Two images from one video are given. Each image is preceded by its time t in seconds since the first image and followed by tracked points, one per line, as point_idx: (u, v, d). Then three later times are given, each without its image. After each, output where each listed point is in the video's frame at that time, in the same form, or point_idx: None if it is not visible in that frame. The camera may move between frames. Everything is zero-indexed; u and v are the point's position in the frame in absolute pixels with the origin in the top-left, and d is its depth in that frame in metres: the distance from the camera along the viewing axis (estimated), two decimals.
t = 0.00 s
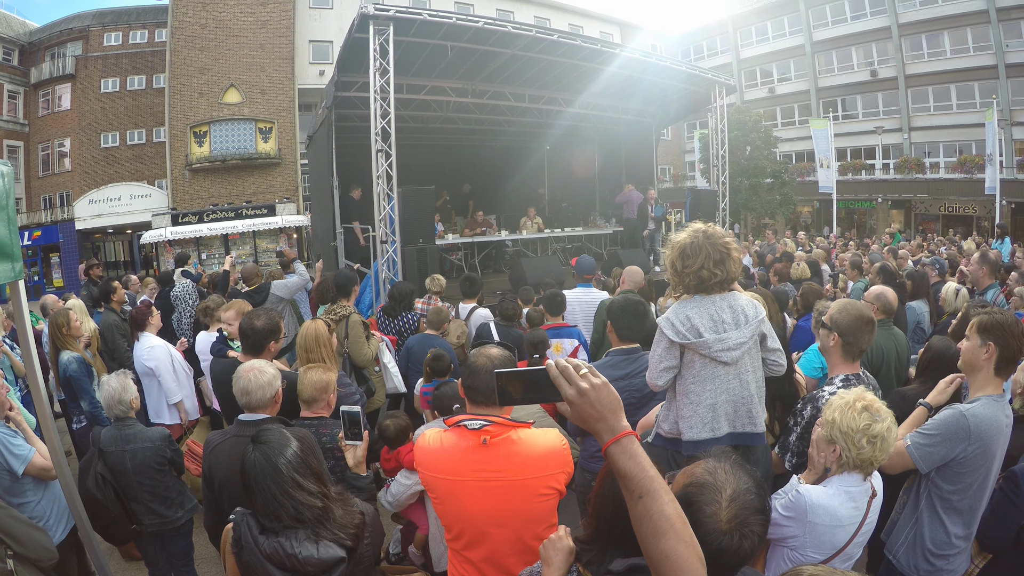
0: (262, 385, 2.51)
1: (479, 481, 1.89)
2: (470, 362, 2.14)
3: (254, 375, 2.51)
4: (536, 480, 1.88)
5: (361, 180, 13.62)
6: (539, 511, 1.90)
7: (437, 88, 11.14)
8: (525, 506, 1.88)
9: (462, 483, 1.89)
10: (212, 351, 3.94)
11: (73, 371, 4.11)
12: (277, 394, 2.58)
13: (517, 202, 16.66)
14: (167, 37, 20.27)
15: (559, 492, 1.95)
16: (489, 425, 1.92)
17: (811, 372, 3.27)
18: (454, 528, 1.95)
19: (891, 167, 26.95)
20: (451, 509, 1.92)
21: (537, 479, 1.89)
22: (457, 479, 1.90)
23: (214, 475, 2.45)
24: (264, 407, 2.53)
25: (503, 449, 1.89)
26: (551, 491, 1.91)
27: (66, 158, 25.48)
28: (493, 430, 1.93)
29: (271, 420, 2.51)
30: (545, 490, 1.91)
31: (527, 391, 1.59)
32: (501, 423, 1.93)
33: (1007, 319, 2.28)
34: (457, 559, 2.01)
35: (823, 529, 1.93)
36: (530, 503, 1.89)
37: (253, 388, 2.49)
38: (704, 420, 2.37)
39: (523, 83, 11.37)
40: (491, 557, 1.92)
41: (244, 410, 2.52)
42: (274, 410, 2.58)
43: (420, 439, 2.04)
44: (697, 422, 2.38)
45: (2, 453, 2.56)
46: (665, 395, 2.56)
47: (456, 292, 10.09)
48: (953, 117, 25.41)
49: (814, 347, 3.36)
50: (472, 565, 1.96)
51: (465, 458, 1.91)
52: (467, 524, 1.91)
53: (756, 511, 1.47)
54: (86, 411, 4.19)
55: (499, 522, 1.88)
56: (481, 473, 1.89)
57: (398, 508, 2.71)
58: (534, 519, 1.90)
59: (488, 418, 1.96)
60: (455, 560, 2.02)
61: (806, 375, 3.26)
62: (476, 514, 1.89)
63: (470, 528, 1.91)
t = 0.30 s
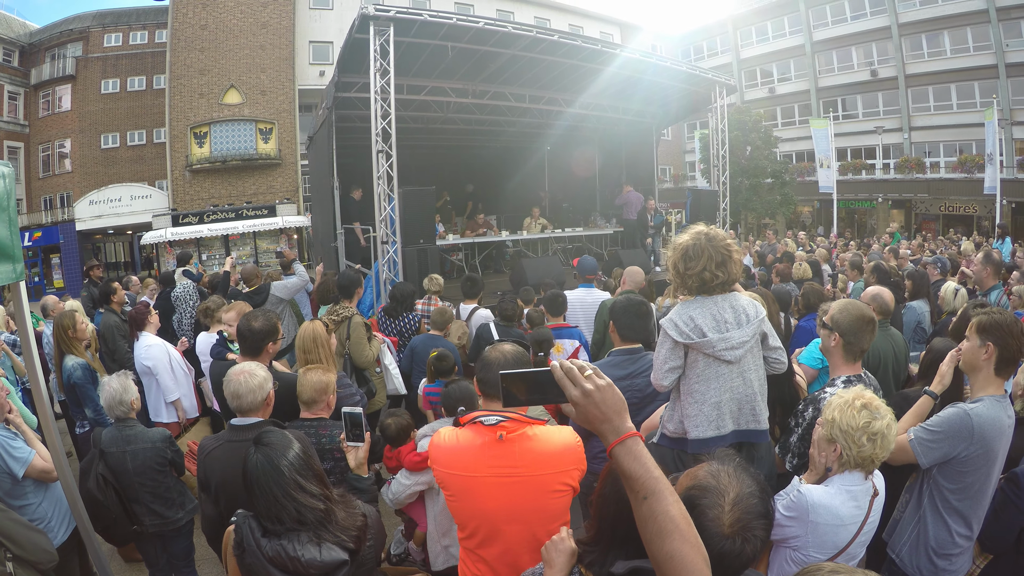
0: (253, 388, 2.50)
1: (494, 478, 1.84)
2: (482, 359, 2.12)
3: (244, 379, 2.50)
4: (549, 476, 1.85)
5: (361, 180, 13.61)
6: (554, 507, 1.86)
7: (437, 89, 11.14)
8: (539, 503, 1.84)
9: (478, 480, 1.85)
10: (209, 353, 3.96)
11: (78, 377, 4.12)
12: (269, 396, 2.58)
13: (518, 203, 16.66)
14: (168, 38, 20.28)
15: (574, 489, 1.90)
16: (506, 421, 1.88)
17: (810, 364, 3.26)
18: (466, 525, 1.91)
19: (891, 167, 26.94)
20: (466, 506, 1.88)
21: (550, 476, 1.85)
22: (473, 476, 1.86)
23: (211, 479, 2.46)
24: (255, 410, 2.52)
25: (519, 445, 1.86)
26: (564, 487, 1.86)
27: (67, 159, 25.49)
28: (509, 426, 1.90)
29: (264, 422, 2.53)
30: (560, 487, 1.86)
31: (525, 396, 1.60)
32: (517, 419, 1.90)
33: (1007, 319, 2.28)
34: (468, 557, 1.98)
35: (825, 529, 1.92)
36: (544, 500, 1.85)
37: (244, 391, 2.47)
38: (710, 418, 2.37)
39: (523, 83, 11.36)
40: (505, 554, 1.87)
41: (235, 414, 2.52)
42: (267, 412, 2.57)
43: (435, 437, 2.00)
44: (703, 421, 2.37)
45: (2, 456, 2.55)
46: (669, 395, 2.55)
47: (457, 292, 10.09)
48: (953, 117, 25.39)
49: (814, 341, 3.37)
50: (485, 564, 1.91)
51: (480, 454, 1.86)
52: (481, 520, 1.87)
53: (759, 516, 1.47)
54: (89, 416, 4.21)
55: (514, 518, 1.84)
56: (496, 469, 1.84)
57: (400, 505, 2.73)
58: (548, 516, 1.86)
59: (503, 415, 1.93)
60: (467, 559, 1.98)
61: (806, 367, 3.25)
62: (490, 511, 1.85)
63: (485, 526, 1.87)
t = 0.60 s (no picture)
0: (244, 388, 2.50)
1: (500, 479, 1.84)
2: (487, 359, 2.12)
3: (235, 378, 2.50)
4: (555, 475, 1.85)
5: (362, 180, 13.60)
6: (558, 506, 1.86)
7: (437, 89, 11.15)
8: (545, 502, 1.84)
9: (484, 481, 1.85)
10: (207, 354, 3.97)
11: (81, 386, 4.13)
12: (260, 395, 2.57)
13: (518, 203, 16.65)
14: (168, 38, 20.28)
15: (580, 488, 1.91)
16: (513, 422, 1.88)
17: (810, 363, 3.27)
18: (471, 524, 1.91)
19: (892, 167, 26.92)
20: (471, 506, 1.88)
21: (556, 475, 1.85)
22: (478, 476, 1.85)
23: (206, 480, 2.46)
24: (247, 410, 2.52)
25: (526, 445, 1.86)
26: (569, 486, 1.87)
27: (67, 159, 25.50)
28: (516, 427, 1.89)
29: (256, 421, 2.53)
30: (565, 486, 1.87)
31: (528, 396, 1.59)
32: (524, 419, 1.90)
33: (1006, 319, 2.28)
34: (474, 557, 1.98)
35: (834, 531, 1.91)
36: (550, 498, 1.85)
37: (233, 391, 2.48)
38: (711, 415, 2.36)
39: (523, 83, 11.36)
40: (512, 554, 1.87)
41: (227, 414, 2.52)
42: (260, 411, 2.57)
43: (440, 438, 1.99)
44: (704, 418, 2.37)
45: (2, 457, 2.56)
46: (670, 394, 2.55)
47: (458, 292, 10.10)
48: (953, 116, 25.38)
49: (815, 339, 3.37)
50: (491, 564, 1.92)
51: (488, 454, 1.86)
52: (487, 519, 1.87)
53: (761, 519, 1.47)
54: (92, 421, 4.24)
55: (518, 517, 1.84)
56: (502, 471, 1.84)
57: (400, 505, 2.73)
58: (553, 515, 1.86)
59: (509, 415, 1.93)
60: (472, 558, 1.98)
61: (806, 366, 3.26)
62: (496, 510, 1.84)
63: (492, 526, 1.86)
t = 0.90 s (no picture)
0: (238, 385, 2.49)
1: (499, 480, 1.83)
2: (487, 358, 2.11)
3: (230, 376, 2.50)
4: (553, 475, 1.85)
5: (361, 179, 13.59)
6: (557, 506, 1.86)
7: (436, 88, 11.14)
8: (543, 502, 1.84)
9: (481, 483, 1.84)
10: (199, 352, 3.96)
11: (81, 387, 4.12)
12: (256, 393, 2.57)
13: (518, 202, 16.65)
14: (167, 36, 20.26)
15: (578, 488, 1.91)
16: (512, 423, 1.88)
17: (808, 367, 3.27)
18: (469, 524, 1.91)
19: (891, 167, 26.94)
20: (470, 506, 1.87)
21: (555, 475, 1.85)
22: (476, 477, 1.85)
23: (203, 477, 2.46)
24: (243, 407, 2.52)
25: (525, 446, 1.86)
26: (569, 485, 1.87)
27: (66, 158, 25.49)
28: (515, 428, 1.89)
29: (253, 419, 2.52)
30: (564, 485, 1.86)
31: (525, 394, 1.59)
32: (523, 420, 1.89)
33: (1004, 320, 2.28)
34: (473, 557, 1.98)
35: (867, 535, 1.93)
36: (550, 499, 1.85)
37: (229, 388, 2.47)
38: (709, 415, 2.36)
39: (522, 82, 11.35)
40: (510, 554, 1.87)
41: (226, 410, 2.52)
42: (256, 410, 2.57)
43: (437, 439, 1.99)
44: (702, 417, 2.37)
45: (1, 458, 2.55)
46: (669, 394, 2.55)
47: (458, 292, 10.09)
48: (953, 116, 25.40)
49: (813, 341, 3.37)
50: (489, 563, 1.91)
51: (485, 456, 1.86)
52: (485, 519, 1.86)
53: (758, 519, 1.47)
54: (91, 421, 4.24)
55: (517, 518, 1.84)
56: (501, 471, 1.84)
57: (407, 501, 2.73)
58: (551, 515, 1.86)
59: (508, 416, 1.92)
60: (471, 557, 1.98)
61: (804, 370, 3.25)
62: (494, 509, 1.84)
63: (490, 525, 1.86)
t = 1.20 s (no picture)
0: (247, 385, 2.50)
1: (498, 482, 1.84)
2: (488, 358, 2.11)
3: (240, 376, 2.52)
4: (552, 478, 1.85)
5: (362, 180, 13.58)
6: (555, 508, 1.87)
7: (438, 88, 11.15)
8: (542, 503, 1.85)
9: (480, 485, 1.85)
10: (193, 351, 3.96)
11: (82, 382, 4.13)
12: (264, 394, 2.58)
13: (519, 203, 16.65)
14: (168, 37, 20.28)
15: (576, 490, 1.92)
16: (509, 425, 1.88)
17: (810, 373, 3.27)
18: (468, 525, 1.91)
19: (892, 167, 26.92)
20: (469, 508, 1.87)
21: (554, 477, 1.86)
22: (475, 479, 1.85)
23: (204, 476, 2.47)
24: (253, 407, 2.53)
25: (523, 447, 1.86)
26: (567, 488, 1.87)
27: (67, 158, 25.49)
28: (513, 430, 1.89)
29: (260, 418, 2.54)
30: (562, 488, 1.87)
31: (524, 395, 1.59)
32: (521, 423, 1.90)
33: (1003, 322, 2.27)
34: (471, 558, 1.98)
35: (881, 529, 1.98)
36: (550, 501, 1.86)
37: (237, 388, 2.49)
38: (710, 418, 2.37)
39: (523, 83, 11.34)
40: (508, 555, 1.88)
41: (234, 410, 2.54)
42: (265, 410, 2.58)
43: (436, 441, 1.99)
44: (703, 421, 2.37)
45: (4, 458, 2.55)
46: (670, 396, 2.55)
47: (459, 292, 10.09)
48: (954, 117, 25.37)
49: (815, 345, 3.37)
50: (488, 564, 1.92)
51: (484, 458, 1.86)
52: (483, 521, 1.86)
53: (757, 520, 1.47)
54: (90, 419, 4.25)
55: (516, 520, 1.84)
56: (500, 474, 1.84)
57: (421, 498, 2.65)
58: (550, 517, 1.87)
59: (507, 418, 1.93)
60: (469, 558, 1.98)
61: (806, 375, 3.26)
62: (492, 511, 1.84)
63: (489, 527, 1.86)
